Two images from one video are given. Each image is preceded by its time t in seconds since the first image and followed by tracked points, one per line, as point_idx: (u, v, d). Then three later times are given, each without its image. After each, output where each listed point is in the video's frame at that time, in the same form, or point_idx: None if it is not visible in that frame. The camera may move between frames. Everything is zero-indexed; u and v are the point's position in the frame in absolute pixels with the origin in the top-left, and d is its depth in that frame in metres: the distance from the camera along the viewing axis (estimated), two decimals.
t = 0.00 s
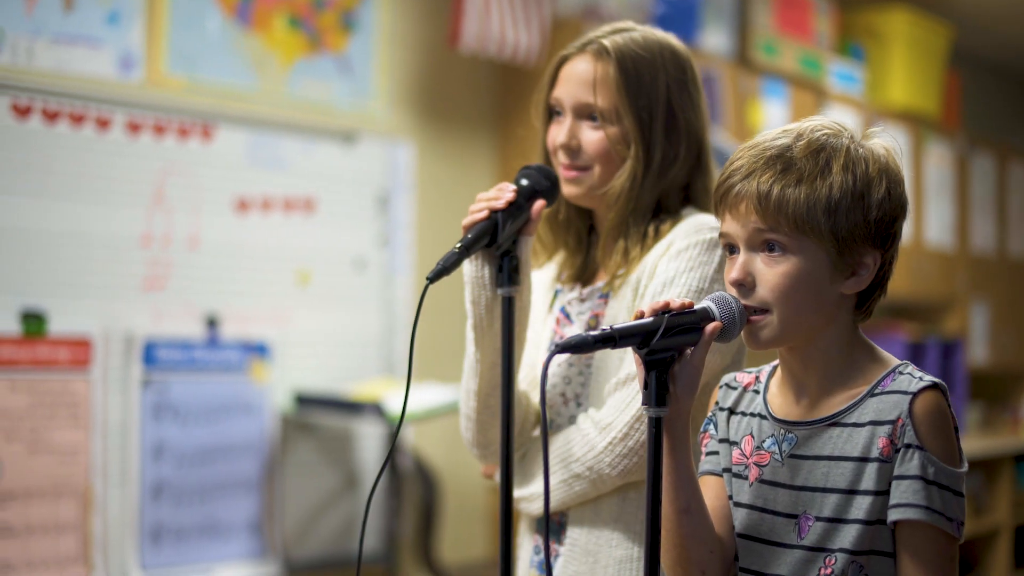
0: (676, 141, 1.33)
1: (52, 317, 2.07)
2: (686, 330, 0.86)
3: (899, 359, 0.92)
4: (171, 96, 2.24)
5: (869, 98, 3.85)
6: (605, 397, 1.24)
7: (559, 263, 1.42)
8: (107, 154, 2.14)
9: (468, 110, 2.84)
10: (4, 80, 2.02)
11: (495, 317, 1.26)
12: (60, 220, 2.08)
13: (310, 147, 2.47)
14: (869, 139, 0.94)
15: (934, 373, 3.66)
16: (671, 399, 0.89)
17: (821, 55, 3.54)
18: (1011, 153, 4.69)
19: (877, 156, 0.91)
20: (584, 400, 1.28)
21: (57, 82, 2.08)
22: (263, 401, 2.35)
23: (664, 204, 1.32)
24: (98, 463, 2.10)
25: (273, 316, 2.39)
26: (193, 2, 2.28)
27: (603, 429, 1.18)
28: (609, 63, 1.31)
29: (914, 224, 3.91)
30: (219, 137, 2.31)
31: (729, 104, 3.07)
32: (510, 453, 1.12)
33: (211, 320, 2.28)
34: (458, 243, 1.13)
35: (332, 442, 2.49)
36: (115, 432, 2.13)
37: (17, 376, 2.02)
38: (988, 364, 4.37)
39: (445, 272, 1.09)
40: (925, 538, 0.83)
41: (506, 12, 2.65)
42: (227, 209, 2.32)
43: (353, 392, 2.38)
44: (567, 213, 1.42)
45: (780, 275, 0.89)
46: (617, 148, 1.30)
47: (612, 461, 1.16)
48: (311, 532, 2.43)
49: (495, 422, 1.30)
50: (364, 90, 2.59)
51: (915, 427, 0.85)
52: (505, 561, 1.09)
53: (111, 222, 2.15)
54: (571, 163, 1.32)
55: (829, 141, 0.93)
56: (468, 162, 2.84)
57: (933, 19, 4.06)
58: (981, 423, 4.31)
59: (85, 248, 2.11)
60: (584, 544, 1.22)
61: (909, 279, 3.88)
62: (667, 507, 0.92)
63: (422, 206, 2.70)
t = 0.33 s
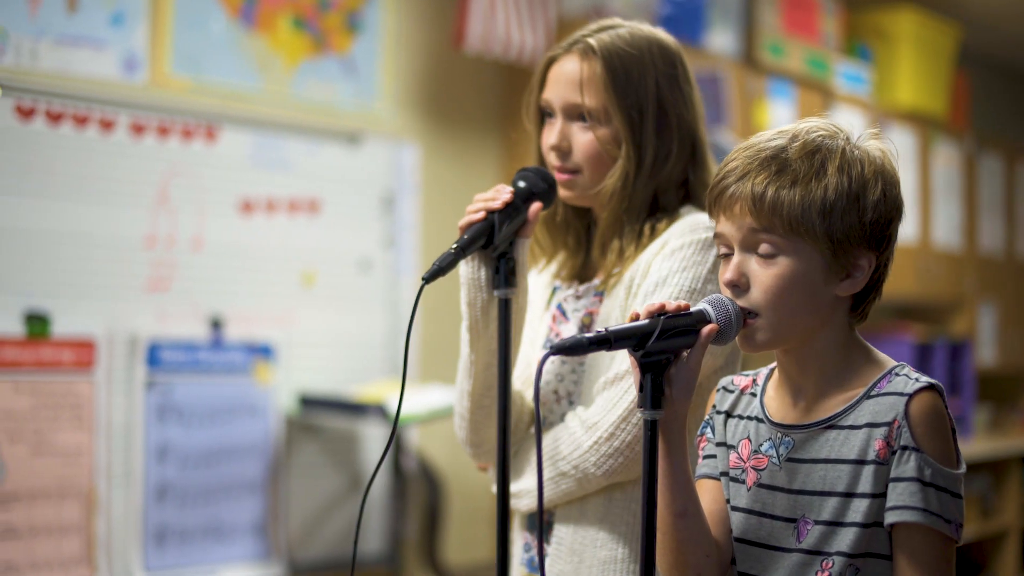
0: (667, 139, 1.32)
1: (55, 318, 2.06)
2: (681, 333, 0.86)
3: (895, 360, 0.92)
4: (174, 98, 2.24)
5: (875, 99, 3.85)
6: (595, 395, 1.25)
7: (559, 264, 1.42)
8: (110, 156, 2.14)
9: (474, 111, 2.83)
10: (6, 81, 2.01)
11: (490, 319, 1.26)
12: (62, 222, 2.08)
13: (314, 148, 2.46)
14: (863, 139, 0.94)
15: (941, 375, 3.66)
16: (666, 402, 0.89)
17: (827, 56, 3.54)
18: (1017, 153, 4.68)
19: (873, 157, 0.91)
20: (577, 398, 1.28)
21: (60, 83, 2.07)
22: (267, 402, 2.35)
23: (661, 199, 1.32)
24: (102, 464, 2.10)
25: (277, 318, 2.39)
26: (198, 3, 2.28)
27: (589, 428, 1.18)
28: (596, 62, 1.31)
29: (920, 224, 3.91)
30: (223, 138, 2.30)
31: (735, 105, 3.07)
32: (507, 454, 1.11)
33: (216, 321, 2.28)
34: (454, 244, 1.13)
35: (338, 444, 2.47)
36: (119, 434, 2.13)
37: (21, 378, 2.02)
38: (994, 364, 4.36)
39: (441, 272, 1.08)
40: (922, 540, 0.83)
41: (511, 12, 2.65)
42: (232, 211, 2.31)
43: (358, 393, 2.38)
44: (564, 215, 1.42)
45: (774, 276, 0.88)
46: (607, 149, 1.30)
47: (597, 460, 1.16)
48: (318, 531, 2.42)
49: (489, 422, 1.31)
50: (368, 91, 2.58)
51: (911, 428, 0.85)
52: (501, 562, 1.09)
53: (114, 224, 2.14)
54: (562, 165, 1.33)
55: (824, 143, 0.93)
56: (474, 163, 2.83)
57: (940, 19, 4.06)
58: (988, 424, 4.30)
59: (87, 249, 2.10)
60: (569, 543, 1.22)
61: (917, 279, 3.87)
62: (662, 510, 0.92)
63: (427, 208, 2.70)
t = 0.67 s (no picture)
0: (662, 142, 1.32)
1: (60, 323, 2.06)
2: (676, 337, 0.87)
3: (889, 362, 0.91)
4: (180, 102, 2.24)
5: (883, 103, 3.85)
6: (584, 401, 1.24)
7: (559, 267, 1.42)
8: (116, 160, 2.14)
9: (482, 114, 2.83)
10: (11, 86, 2.01)
11: (488, 323, 1.26)
12: (68, 226, 2.08)
13: (320, 153, 2.46)
14: (860, 144, 0.94)
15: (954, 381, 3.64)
16: (661, 406, 0.89)
17: (835, 59, 3.54)
18: None
19: (871, 162, 0.91)
20: (569, 403, 1.28)
21: (66, 88, 2.08)
22: (273, 406, 2.34)
23: (656, 202, 1.32)
24: (107, 469, 2.10)
25: (282, 323, 2.39)
26: (204, 6, 2.28)
27: (573, 436, 1.18)
28: (591, 66, 1.31)
29: (929, 228, 3.91)
30: (229, 142, 2.30)
31: (744, 108, 3.05)
32: (503, 457, 1.11)
33: (221, 326, 2.28)
34: (450, 249, 1.13)
35: (343, 448, 2.47)
36: (125, 437, 2.12)
37: (25, 382, 2.01)
38: (1005, 368, 4.34)
39: (437, 277, 1.08)
40: (916, 540, 0.82)
41: (517, 16, 2.64)
42: (237, 215, 2.32)
43: (365, 398, 2.38)
44: (560, 217, 1.42)
45: (771, 281, 0.88)
46: (602, 153, 1.30)
47: (579, 469, 1.16)
48: (323, 535, 2.42)
49: (486, 425, 1.30)
50: (375, 95, 2.58)
51: (903, 428, 0.84)
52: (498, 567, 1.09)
53: (120, 228, 2.14)
54: (558, 170, 1.32)
55: (821, 148, 0.92)
56: (482, 164, 2.83)
57: (947, 23, 4.06)
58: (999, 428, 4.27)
59: (91, 253, 2.10)
60: (558, 549, 1.21)
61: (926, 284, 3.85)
62: (656, 515, 0.92)
63: (433, 212, 2.70)
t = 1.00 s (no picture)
0: (665, 143, 1.32)
1: (68, 324, 2.07)
2: (674, 339, 0.87)
3: (887, 362, 0.91)
4: (188, 104, 2.24)
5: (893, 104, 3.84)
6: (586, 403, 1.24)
7: (561, 268, 1.42)
8: (125, 162, 2.15)
9: (492, 115, 2.83)
10: (20, 88, 2.02)
11: (487, 324, 1.26)
12: (76, 228, 2.09)
13: (328, 155, 2.46)
14: (859, 146, 0.94)
15: (965, 382, 3.63)
16: (659, 409, 0.89)
17: (845, 60, 3.53)
18: None
19: (869, 164, 0.91)
20: (572, 405, 1.28)
21: (75, 90, 2.09)
22: (281, 408, 2.35)
23: (659, 204, 1.32)
24: (116, 470, 2.10)
25: (291, 324, 2.39)
26: (213, 8, 2.28)
27: (577, 438, 1.18)
28: (594, 66, 1.31)
29: (940, 230, 3.91)
30: (237, 144, 2.31)
31: (753, 109, 3.06)
32: (504, 459, 1.11)
33: (230, 327, 2.29)
34: (451, 250, 1.13)
35: (351, 450, 2.47)
36: (134, 437, 2.13)
37: (34, 383, 2.02)
38: (1016, 369, 4.33)
39: (438, 278, 1.08)
40: (914, 537, 0.82)
41: (524, 16, 2.64)
42: (245, 218, 2.32)
43: (374, 399, 2.38)
44: (563, 218, 1.42)
45: (770, 284, 0.88)
46: (605, 154, 1.30)
47: (584, 471, 1.16)
48: (330, 537, 2.42)
49: (487, 426, 1.30)
50: (383, 96, 2.58)
51: (900, 425, 0.84)
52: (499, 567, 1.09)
53: (127, 230, 2.15)
54: (561, 171, 1.33)
55: (820, 150, 0.93)
56: (492, 164, 2.83)
57: (958, 24, 4.05)
58: (1011, 430, 4.26)
59: (99, 255, 2.11)
60: (560, 551, 1.22)
61: (937, 286, 3.84)
62: (653, 517, 0.92)
63: (442, 213, 2.70)
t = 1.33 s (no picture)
0: (670, 145, 1.32)
1: (75, 326, 2.07)
2: (671, 343, 0.87)
3: (888, 367, 0.91)
4: (195, 106, 2.24)
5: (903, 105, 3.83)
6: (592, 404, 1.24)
7: (558, 270, 1.41)
8: (132, 164, 2.15)
9: (501, 116, 2.83)
10: (28, 90, 2.02)
11: (485, 327, 1.26)
12: (83, 230, 2.09)
13: (336, 156, 2.46)
14: (859, 148, 0.93)
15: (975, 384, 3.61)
16: (656, 412, 0.89)
17: (855, 62, 3.52)
18: None
19: (869, 166, 0.90)
20: (575, 405, 1.27)
21: (82, 92, 2.09)
22: (289, 410, 2.35)
23: (660, 205, 1.31)
24: (123, 471, 2.10)
25: (299, 326, 2.39)
26: (221, 10, 2.28)
27: (587, 437, 1.17)
28: (600, 68, 1.30)
29: (951, 231, 3.90)
30: (245, 146, 2.31)
31: (762, 110, 3.07)
32: (503, 462, 1.11)
33: (237, 329, 2.28)
34: (452, 252, 1.13)
35: (359, 452, 2.47)
36: (141, 438, 2.13)
37: (41, 385, 2.02)
38: None
39: (438, 281, 1.08)
40: (915, 545, 0.81)
41: (530, 17, 2.63)
42: (253, 219, 2.32)
43: (380, 401, 2.37)
44: (564, 220, 1.41)
45: (768, 287, 0.88)
46: (610, 156, 1.29)
47: (595, 470, 1.15)
48: (338, 539, 2.42)
49: (484, 429, 1.30)
50: (391, 97, 2.58)
51: (902, 431, 0.83)
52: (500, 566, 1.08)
53: (134, 232, 2.15)
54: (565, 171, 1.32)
55: (819, 152, 0.92)
56: (502, 166, 2.83)
57: (969, 25, 4.03)
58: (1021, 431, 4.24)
59: (106, 256, 2.11)
60: (568, 552, 1.21)
61: (946, 287, 3.83)
62: (651, 522, 0.91)
63: (451, 214, 2.70)
